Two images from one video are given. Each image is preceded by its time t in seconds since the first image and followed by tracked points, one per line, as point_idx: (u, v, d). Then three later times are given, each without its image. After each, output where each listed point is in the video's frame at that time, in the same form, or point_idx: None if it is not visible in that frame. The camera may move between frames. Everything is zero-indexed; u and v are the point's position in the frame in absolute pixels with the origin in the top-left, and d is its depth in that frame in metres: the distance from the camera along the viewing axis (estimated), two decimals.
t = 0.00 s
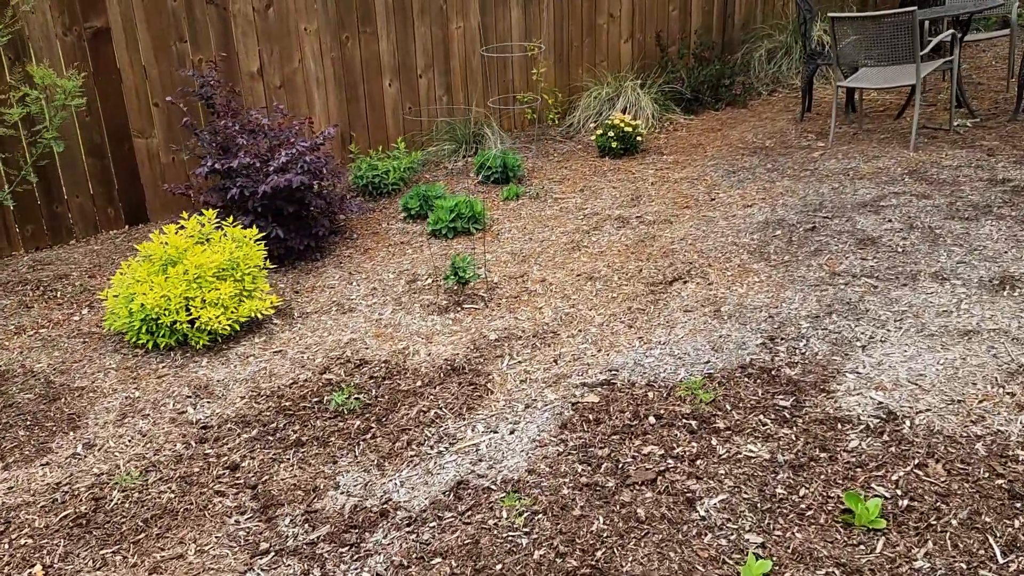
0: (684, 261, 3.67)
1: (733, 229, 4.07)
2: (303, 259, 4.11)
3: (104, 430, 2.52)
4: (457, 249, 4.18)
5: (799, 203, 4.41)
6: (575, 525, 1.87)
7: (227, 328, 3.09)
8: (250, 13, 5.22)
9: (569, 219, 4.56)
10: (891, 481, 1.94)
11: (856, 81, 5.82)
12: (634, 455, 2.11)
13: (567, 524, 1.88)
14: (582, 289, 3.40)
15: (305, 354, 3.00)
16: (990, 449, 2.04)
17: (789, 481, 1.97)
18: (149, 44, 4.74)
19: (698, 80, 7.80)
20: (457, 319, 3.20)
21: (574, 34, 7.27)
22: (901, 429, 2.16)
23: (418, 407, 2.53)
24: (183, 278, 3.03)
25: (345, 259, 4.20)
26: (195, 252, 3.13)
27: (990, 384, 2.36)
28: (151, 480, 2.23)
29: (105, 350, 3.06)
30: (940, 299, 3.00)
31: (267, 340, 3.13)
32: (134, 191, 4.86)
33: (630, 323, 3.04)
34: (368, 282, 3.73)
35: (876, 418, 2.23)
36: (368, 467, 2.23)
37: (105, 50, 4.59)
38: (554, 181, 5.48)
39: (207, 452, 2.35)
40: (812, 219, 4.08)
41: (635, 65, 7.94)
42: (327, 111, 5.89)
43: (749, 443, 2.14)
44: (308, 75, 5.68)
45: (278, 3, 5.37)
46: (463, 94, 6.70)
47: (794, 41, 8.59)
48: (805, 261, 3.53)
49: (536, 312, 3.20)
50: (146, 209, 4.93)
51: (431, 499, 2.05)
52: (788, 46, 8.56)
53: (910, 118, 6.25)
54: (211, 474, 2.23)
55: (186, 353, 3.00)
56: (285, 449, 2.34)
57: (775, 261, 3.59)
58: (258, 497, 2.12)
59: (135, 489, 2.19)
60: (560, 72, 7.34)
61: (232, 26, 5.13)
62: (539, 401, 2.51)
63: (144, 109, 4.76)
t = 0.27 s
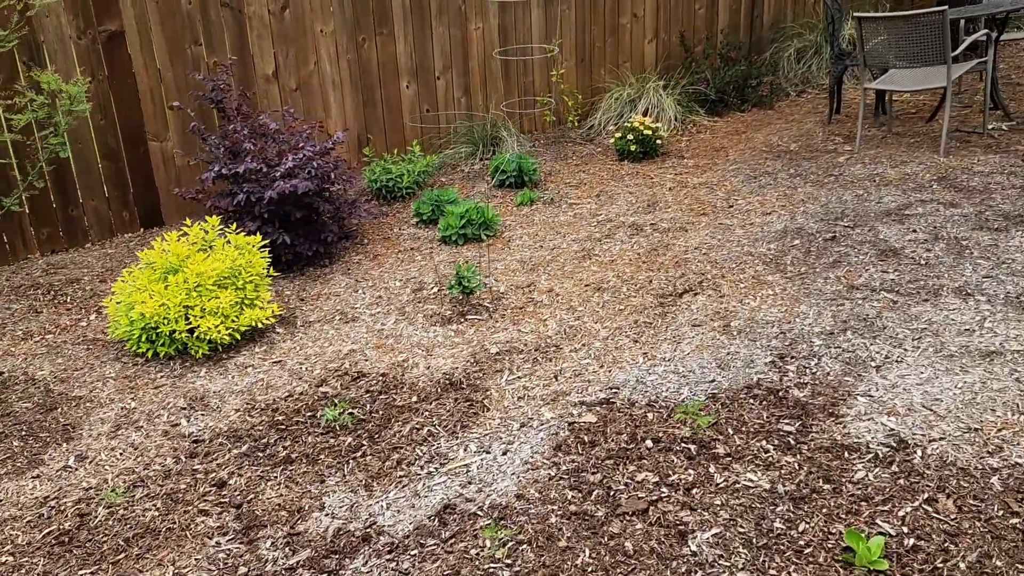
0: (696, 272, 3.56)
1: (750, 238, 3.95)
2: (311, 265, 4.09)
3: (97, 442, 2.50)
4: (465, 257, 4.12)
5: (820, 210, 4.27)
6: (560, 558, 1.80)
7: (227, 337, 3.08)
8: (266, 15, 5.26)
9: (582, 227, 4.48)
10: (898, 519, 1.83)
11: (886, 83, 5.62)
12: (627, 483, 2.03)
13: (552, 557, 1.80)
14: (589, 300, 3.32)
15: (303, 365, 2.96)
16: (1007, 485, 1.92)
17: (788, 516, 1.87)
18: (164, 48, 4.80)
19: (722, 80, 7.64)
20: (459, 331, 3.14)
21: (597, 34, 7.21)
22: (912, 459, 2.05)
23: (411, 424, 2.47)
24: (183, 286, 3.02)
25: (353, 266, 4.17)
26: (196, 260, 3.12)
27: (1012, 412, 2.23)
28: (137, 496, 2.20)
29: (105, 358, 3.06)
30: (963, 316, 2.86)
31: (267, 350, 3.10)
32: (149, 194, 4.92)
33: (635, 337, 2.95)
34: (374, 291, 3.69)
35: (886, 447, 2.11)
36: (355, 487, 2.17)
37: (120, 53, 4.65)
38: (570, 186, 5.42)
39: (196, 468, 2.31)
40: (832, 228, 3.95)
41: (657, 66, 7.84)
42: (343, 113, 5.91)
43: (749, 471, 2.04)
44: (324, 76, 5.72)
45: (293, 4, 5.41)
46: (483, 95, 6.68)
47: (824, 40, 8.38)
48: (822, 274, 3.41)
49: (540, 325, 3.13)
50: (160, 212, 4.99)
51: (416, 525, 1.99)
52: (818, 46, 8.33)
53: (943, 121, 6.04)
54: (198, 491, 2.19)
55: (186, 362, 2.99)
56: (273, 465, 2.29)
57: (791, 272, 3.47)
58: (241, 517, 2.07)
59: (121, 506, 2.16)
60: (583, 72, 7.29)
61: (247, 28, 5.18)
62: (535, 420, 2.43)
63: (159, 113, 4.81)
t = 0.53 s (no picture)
0: (707, 284, 3.46)
1: (767, 248, 3.83)
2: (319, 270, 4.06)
3: (89, 453, 2.48)
4: (474, 264, 4.06)
5: (842, 219, 4.13)
6: None
7: (226, 346, 3.05)
8: (281, 15, 5.34)
9: (595, 233, 4.40)
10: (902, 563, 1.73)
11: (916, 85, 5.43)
12: (618, 512, 1.95)
13: None
14: (596, 312, 3.24)
15: (301, 376, 2.93)
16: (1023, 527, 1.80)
17: (785, 555, 1.78)
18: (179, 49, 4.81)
19: (749, 80, 7.47)
20: (461, 342, 3.08)
21: (620, 33, 7.19)
22: (922, 494, 1.93)
23: (403, 441, 2.41)
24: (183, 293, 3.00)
25: (361, 271, 4.13)
26: (197, 267, 3.11)
27: None
28: (122, 511, 2.17)
29: (106, 364, 3.06)
30: (986, 336, 2.72)
31: (267, 359, 3.07)
32: (163, 195, 4.95)
33: (640, 352, 2.86)
34: (379, 298, 3.65)
35: (895, 479, 2.00)
36: (341, 507, 2.12)
37: (134, 54, 4.67)
38: (587, 190, 5.36)
39: (184, 482, 2.28)
40: (854, 238, 3.81)
41: (682, 65, 7.74)
42: (358, 113, 5.96)
43: (747, 502, 1.95)
44: (340, 76, 5.77)
45: (309, 4, 5.47)
46: (501, 95, 6.69)
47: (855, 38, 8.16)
48: (839, 287, 3.29)
49: (543, 337, 3.05)
50: (174, 214, 5.03)
51: (398, 551, 1.93)
52: (850, 44, 8.10)
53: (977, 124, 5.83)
54: (182, 508, 2.15)
55: (185, 370, 2.97)
56: (260, 481, 2.25)
57: (807, 285, 3.35)
58: (223, 537, 2.03)
59: (105, 522, 2.13)
60: (604, 70, 7.27)
61: (262, 28, 5.26)
62: (530, 440, 2.35)
63: (173, 115, 4.83)
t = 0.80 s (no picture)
0: (719, 296, 3.35)
1: (784, 258, 3.70)
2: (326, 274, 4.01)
3: (76, 463, 2.43)
4: (482, 271, 3.98)
5: (865, 228, 3.98)
6: None
7: (222, 352, 3.01)
8: (296, 14, 5.30)
9: (608, 240, 4.29)
10: None
11: (950, 87, 5.21)
12: (608, 545, 1.86)
13: None
14: (602, 324, 3.15)
15: (297, 386, 2.87)
16: None
17: None
18: (192, 48, 4.87)
19: (775, 81, 7.29)
20: (461, 353, 3.01)
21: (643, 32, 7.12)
22: (934, 535, 1.81)
23: (393, 457, 2.34)
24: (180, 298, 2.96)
25: (367, 277, 4.08)
26: (195, 272, 3.07)
27: None
28: (102, 526, 2.12)
29: (102, 369, 3.03)
30: (1012, 358, 2.57)
31: (264, 368, 3.01)
32: (176, 196, 5.02)
33: (644, 368, 2.75)
34: (383, 305, 3.59)
35: (906, 518, 1.87)
36: (323, 528, 2.05)
37: (147, 52, 4.71)
38: (603, 195, 5.27)
39: (167, 497, 2.22)
40: (876, 248, 3.66)
41: (708, 63, 7.62)
42: (374, 112, 5.95)
43: (745, 538, 1.84)
44: (354, 76, 5.74)
45: (324, 4, 5.43)
46: (519, 94, 6.67)
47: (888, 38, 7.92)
48: (858, 301, 3.15)
49: (545, 350, 2.96)
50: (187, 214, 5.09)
51: None
52: (883, 43, 7.85)
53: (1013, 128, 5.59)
54: (162, 525, 2.09)
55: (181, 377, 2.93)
56: (243, 498, 2.18)
57: (824, 299, 3.21)
58: (199, 558, 1.97)
59: (83, 538, 2.08)
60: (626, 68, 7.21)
61: (277, 26, 5.22)
62: (523, 461, 2.26)
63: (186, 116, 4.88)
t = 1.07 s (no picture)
0: (735, 308, 3.21)
1: (806, 268, 3.55)
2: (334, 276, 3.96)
3: (65, 470, 2.39)
4: (493, 276, 3.89)
5: (893, 237, 3.80)
6: None
7: (220, 357, 2.96)
8: (313, 8, 5.30)
9: (623, 246, 4.17)
10: None
11: (991, 88, 4.97)
12: None
13: None
14: (611, 336, 3.04)
15: (293, 395, 2.81)
16: None
17: None
18: (208, 42, 4.88)
19: (807, 79, 7.07)
20: (463, 363, 2.92)
21: (672, 27, 6.96)
22: None
23: (383, 473, 2.26)
24: (178, 302, 2.92)
25: (376, 281, 4.02)
26: (195, 275, 3.03)
27: None
28: (82, 540, 2.07)
29: (101, 372, 3.01)
30: None
31: (264, 375, 2.97)
32: (191, 193, 5.06)
33: (650, 386, 2.63)
34: (390, 311, 3.53)
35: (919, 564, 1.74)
36: (305, 550, 1.97)
37: (161, 48, 4.73)
38: (623, 197, 5.15)
39: (150, 511, 2.16)
40: (904, 260, 3.49)
41: (739, 59, 7.42)
42: (392, 108, 5.97)
43: None
44: (373, 72, 5.76)
45: None
46: (541, 90, 6.59)
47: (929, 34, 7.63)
48: (882, 317, 2.99)
49: (548, 362, 2.86)
50: (201, 211, 5.13)
51: None
52: (922, 40, 7.57)
53: None
54: (142, 541, 2.04)
55: (179, 383, 2.89)
56: (227, 515, 2.12)
57: (845, 314, 3.05)
58: None
59: (62, 552, 2.03)
60: (653, 64, 7.06)
61: (294, 21, 5.22)
62: (516, 484, 2.16)
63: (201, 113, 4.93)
